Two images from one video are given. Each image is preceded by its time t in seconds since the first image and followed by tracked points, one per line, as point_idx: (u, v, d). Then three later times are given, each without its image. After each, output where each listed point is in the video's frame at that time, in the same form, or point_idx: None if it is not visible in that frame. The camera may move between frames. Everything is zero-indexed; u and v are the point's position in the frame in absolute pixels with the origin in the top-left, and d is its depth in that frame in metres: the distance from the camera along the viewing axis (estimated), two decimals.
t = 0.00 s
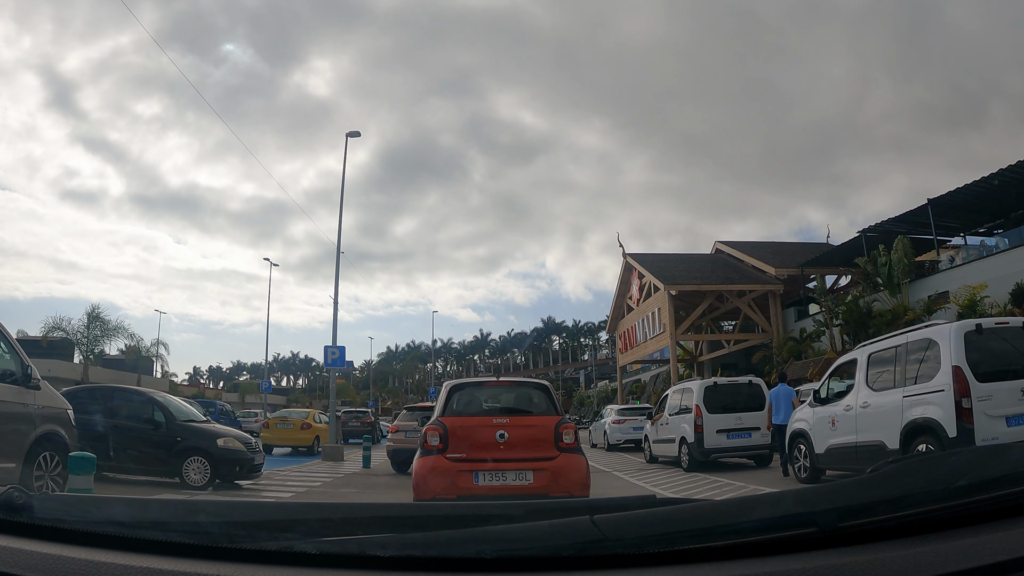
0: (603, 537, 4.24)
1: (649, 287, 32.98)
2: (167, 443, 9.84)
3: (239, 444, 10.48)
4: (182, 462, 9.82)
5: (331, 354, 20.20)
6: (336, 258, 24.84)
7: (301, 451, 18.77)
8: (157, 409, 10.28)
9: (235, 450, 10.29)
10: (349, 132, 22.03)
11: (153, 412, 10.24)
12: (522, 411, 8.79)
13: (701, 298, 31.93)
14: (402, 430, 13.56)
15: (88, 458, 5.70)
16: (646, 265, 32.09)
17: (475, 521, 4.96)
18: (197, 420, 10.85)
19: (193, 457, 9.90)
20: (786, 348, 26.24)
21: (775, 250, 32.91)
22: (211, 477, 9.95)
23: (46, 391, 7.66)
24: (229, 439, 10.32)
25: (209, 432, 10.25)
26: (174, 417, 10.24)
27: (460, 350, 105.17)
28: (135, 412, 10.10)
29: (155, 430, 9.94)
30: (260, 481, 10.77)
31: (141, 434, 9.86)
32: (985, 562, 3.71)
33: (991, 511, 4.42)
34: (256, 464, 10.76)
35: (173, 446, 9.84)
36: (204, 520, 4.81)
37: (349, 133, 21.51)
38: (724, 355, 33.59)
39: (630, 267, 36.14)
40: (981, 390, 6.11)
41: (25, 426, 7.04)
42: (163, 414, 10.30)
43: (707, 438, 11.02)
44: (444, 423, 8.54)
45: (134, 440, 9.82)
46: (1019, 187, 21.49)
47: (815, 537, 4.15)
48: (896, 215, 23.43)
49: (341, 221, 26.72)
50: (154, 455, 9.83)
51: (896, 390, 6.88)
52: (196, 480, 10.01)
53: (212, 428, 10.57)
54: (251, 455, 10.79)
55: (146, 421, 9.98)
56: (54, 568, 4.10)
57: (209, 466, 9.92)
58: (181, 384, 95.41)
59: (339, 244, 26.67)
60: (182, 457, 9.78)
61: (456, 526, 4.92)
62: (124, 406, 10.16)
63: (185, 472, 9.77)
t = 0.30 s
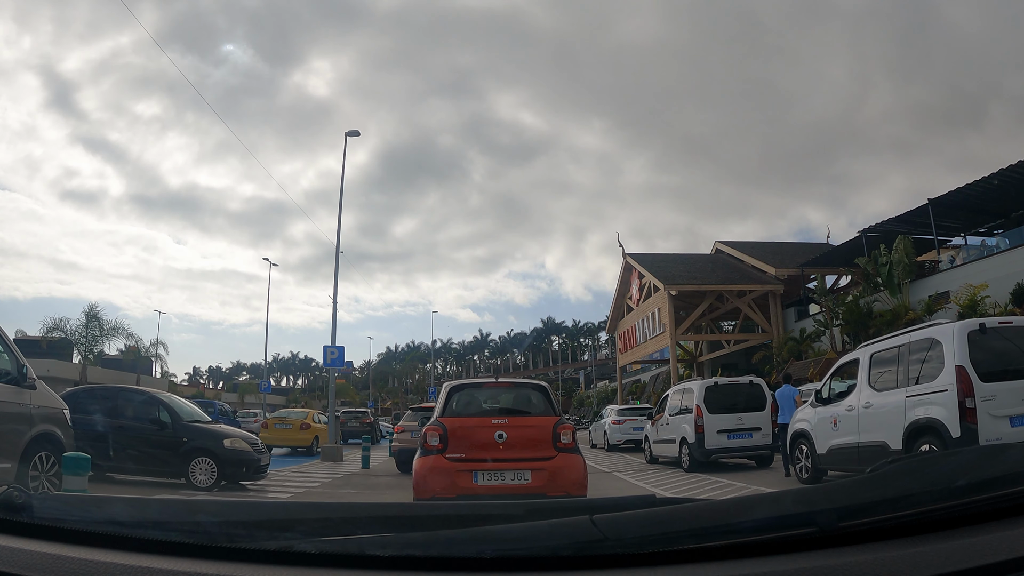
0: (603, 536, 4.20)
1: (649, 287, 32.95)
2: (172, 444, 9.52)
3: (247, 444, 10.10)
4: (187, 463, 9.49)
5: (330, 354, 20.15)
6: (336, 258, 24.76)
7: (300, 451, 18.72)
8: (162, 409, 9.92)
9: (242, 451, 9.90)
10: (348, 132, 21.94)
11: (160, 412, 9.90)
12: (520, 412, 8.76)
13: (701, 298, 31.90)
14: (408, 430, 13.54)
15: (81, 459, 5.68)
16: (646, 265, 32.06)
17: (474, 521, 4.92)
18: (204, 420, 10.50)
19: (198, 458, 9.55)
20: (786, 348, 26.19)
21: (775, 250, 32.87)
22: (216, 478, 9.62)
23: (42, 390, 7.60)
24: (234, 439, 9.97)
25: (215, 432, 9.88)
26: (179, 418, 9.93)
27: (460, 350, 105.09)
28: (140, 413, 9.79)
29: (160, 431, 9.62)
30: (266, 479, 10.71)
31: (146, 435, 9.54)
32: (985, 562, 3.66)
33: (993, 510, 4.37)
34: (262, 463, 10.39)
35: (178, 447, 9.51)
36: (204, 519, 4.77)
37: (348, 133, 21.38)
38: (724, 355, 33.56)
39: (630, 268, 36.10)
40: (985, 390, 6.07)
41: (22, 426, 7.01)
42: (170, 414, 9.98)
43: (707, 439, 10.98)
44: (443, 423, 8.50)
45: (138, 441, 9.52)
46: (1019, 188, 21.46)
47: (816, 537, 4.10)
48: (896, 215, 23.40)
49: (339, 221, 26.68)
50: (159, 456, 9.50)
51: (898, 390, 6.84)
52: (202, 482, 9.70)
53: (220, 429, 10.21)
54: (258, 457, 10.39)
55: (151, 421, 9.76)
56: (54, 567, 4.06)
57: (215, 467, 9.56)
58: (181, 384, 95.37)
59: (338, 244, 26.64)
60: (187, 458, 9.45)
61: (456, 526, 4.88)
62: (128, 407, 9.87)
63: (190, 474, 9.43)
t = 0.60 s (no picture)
0: (602, 536, 4.14)
1: (649, 287, 32.90)
2: (175, 444, 9.13)
3: (251, 445, 9.74)
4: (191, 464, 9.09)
5: (329, 354, 20.07)
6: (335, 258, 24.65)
7: (299, 451, 18.61)
8: (165, 408, 9.48)
9: (246, 452, 9.52)
10: (346, 132, 21.81)
11: (162, 411, 9.45)
12: (519, 413, 8.69)
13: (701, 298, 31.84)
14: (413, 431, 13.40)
15: (72, 459, 5.61)
16: (646, 265, 32.00)
17: (474, 520, 4.86)
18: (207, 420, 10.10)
19: (202, 458, 9.16)
20: (787, 348, 26.10)
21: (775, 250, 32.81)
22: (221, 479, 9.28)
23: (35, 389, 7.52)
24: (238, 440, 9.63)
25: (218, 431, 9.50)
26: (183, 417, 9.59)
27: (459, 351, 104.96)
28: (142, 412, 9.33)
29: (162, 430, 9.22)
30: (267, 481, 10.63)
31: (148, 435, 9.12)
32: (987, 562, 3.60)
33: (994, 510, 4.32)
34: (265, 466, 10.06)
35: (181, 447, 9.11)
36: (204, 519, 4.71)
37: (347, 133, 21.22)
38: (724, 355, 33.48)
39: (630, 268, 36.06)
40: (991, 390, 5.99)
41: (16, 426, 6.95)
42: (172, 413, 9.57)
43: (709, 439, 10.90)
44: (443, 423, 8.42)
45: (140, 440, 9.08)
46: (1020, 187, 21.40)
47: (816, 538, 4.03)
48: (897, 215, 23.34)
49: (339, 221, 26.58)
50: (160, 457, 9.11)
51: (904, 390, 6.77)
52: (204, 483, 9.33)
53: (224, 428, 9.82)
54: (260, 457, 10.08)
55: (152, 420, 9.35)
56: (54, 567, 3.99)
57: (219, 468, 9.18)
58: (180, 384, 95.24)
59: (338, 244, 26.53)
60: (191, 459, 9.07)
61: (455, 526, 4.82)
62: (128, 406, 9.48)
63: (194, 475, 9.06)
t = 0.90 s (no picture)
0: (602, 536, 4.05)
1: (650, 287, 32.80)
2: (174, 444, 8.95)
3: (251, 445, 9.61)
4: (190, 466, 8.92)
5: (327, 354, 19.95)
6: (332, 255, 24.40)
7: (297, 452, 18.48)
8: (163, 407, 9.31)
9: (246, 452, 9.40)
10: (344, 130, 21.61)
11: (161, 411, 9.30)
12: (518, 414, 8.58)
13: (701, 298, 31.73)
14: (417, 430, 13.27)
15: (57, 460, 5.50)
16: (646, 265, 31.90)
17: (473, 520, 4.76)
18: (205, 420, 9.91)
19: (201, 459, 9.00)
20: (788, 348, 25.97)
21: (776, 250, 32.72)
22: (221, 480, 9.14)
23: (25, 388, 7.44)
24: (237, 440, 9.52)
25: (217, 431, 9.35)
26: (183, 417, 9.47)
27: (459, 351, 104.80)
28: (141, 412, 9.12)
29: (161, 431, 9.02)
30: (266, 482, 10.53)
31: (146, 435, 8.90)
32: (986, 562, 3.54)
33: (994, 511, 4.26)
34: (265, 467, 9.95)
35: (181, 447, 8.94)
36: (204, 519, 4.62)
37: (347, 131, 21.13)
38: (725, 355, 33.38)
39: (630, 268, 35.98)
40: (1001, 390, 5.90)
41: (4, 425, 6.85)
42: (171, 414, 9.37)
43: (711, 439, 10.80)
44: (442, 424, 8.32)
45: (138, 440, 8.84)
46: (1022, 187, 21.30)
47: (815, 538, 3.96)
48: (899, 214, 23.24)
49: (338, 220, 26.51)
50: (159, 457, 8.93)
51: (911, 390, 6.67)
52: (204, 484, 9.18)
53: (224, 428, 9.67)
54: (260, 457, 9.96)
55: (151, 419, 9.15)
56: (54, 567, 3.90)
57: (218, 469, 9.04)
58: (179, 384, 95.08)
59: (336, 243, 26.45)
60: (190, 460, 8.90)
61: (454, 526, 4.72)
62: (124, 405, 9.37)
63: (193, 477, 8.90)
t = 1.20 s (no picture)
0: (603, 536, 3.92)
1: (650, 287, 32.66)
2: (170, 444, 8.76)
3: (247, 446, 9.47)
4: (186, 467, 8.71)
5: (325, 353, 19.82)
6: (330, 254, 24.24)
7: (294, 453, 18.34)
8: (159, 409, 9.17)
9: (242, 454, 9.25)
10: (343, 127, 21.44)
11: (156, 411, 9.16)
12: (517, 415, 8.45)
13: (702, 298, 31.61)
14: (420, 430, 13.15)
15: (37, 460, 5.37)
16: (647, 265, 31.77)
17: (474, 519, 4.64)
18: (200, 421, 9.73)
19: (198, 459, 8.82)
20: (789, 348, 25.82)
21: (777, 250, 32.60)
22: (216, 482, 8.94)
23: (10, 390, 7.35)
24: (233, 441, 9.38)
25: (212, 433, 9.19)
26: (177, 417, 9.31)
27: (459, 351, 104.60)
28: (137, 412, 9.01)
29: (156, 432, 8.83)
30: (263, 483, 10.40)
31: (141, 434, 8.67)
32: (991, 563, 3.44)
33: (994, 512, 4.18)
34: (262, 469, 9.82)
35: (177, 448, 8.74)
36: (204, 519, 4.49)
37: (346, 129, 20.98)
38: (725, 356, 33.24)
39: (630, 267, 35.86)
40: (1014, 389, 5.77)
41: None
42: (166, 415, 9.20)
43: (714, 440, 10.67)
44: (441, 425, 8.19)
45: (131, 439, 8.56)
46: None
47: (816, 537, 3.84)
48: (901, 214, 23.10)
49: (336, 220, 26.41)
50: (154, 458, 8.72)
51: (921, 390, 6.52)
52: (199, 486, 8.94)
53: (219, 430, 9.51)
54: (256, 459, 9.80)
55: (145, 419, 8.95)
56: (53, 567, 3.79)
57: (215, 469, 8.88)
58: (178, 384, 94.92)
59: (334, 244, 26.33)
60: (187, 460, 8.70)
61: (453, 526, 4.60)
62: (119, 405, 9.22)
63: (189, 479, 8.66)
